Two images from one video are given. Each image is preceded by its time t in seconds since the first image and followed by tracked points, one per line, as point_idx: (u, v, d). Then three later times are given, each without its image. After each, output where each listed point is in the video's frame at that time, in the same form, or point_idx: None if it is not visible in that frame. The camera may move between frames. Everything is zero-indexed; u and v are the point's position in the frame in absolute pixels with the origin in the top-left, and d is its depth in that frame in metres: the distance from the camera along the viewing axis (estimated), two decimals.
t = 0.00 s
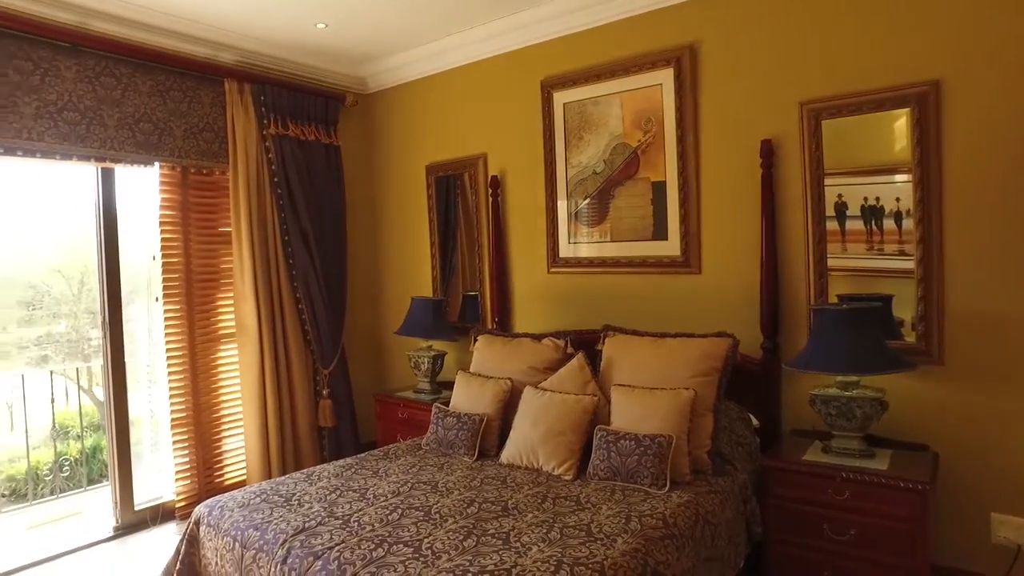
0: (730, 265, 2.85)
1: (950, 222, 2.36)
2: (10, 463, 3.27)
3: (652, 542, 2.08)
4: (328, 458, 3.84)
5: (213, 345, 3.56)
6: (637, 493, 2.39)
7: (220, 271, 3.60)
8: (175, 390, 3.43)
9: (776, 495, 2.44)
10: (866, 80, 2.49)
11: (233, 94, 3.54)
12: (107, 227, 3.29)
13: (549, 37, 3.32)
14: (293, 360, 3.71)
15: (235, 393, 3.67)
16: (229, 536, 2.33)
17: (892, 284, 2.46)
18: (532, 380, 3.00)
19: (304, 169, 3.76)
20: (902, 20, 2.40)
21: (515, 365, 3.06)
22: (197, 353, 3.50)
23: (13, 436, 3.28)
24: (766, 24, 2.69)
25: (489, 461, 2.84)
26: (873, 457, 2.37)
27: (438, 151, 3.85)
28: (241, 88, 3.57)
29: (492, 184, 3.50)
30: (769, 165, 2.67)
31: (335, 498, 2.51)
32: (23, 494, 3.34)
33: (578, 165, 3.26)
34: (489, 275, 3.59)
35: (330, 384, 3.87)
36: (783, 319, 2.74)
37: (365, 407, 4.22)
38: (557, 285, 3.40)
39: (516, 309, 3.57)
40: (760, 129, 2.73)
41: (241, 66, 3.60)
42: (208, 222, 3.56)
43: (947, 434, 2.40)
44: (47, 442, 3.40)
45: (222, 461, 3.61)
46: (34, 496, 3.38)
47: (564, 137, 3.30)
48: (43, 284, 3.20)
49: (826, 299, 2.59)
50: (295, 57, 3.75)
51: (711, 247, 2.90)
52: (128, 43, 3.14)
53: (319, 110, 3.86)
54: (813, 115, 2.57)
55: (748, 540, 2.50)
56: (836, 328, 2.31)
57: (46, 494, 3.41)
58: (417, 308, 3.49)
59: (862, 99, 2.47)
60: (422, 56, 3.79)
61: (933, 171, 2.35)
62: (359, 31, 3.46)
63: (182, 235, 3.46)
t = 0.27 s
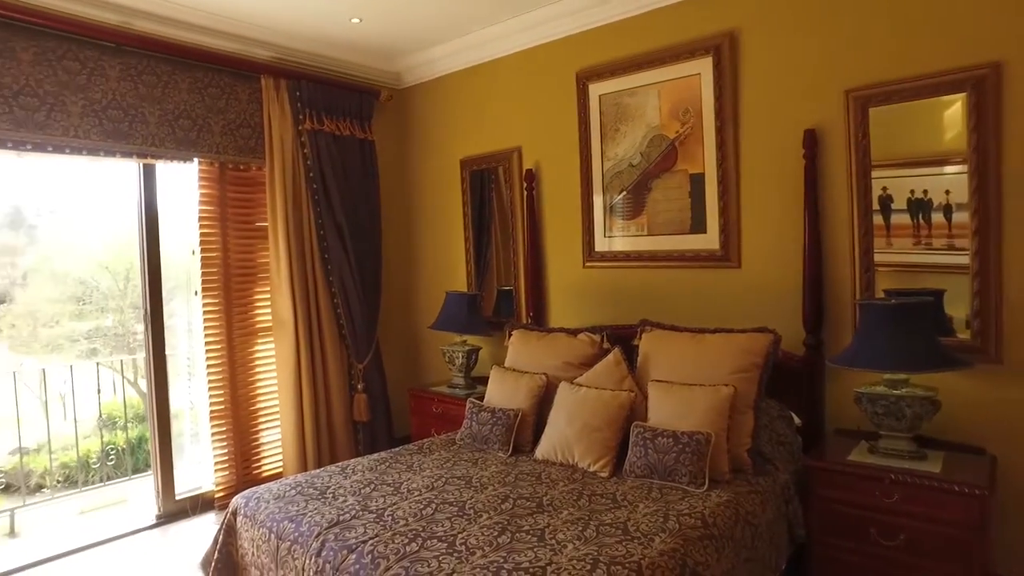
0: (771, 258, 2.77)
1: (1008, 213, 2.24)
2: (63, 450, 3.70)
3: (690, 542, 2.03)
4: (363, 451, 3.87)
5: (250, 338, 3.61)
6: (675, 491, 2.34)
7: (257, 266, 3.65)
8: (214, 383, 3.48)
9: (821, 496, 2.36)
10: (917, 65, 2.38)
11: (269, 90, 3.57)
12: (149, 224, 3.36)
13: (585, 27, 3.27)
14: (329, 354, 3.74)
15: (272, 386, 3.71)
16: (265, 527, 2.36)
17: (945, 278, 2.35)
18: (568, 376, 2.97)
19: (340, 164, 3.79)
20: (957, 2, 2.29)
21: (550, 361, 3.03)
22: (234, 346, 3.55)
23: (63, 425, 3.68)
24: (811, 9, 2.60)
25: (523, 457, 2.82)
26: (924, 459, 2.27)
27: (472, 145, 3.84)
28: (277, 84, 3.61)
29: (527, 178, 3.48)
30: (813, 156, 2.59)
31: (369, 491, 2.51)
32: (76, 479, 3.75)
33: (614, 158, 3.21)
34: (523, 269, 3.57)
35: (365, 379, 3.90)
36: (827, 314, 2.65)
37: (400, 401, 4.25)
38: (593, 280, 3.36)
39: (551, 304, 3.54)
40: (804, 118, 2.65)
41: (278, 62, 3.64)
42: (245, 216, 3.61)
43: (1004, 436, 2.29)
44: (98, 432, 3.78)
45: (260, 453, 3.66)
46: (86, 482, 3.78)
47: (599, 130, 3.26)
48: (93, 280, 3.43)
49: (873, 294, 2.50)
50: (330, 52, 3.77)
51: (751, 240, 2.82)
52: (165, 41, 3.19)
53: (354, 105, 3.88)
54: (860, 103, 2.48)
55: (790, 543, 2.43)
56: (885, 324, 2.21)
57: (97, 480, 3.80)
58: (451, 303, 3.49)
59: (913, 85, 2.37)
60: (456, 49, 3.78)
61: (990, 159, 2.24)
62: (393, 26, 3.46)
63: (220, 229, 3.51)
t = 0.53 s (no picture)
0: (816, 251, 2.68)
1: None
2: (114, 438, 3.83)
3: (731, 543, 1.97)
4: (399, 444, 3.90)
5: (289, 331, 3.66)
6: (715, 490, 2.28)
7: (295, 260, 3.69)
8: (254, 375, 3.54)
9: (869, 498, 2.27)
10: (974, 47, 2.26)
11: (307, 85, 3.61)
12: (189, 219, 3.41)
13: (623, 17, 3.21)
14: (366, 347, 3.78)
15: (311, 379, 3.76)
16: (302, 518, 2.38)
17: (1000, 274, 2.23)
18: (605, 371, 2.95)
19: (377, 159, 3.81)
20: None
21: (587, 356, 3.01)
22: (273, 338, 3.60)
23: (113, 414, 3.81)
24: None
25: (559, 452, 2.80)
26: (981, 462, 2.17)
27: (509, 138, 3.82)
28: (315, 80, 3.65)
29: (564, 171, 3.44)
30: (861, 144, 2.48)
31: (404, 484, 2.52)
32: (126, 467, 3.88)
33: (652, 150, 3.15)
34: (560, 263, 3.54)
35: (402, 372, 3.93)
36: (876, 310, 2.55)
37: (437, 394, 4.27)
38: (631, 274, 3.31)
39: (588, 298, 3.50)
40: (852, 105, 2.54)
41: (315, 58, 3.67)
42: (284, 211, 3.66)
43: None
44: (145, 421, 3.89)
45: (298, 445, 3.72)
46: (134, 470, 3.90)
47: (637, 121, 3.20)
48: (141, 275, 3.52)
49: (925, 289, 2.39)
50: (367, 47, 3.79)
51: (795, 232, 2.73)
52: (202, 39, 3.23)
53: (391, 100, 3.90)
54: (913, 88, 2.37)
55: (836, 546, 2.35)
56: (938, 321, 2.11)
57: (145, 467, 3.91)
58: (487, 297, 3.48)
59: (971, 68, 2.25)
60: (492, 42, 3.76)
61: None
62: (428, 20, 3.46)
63: (259, 224, 3.55)
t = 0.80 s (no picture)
0: (860, 244, 2.60)
1: None
2: (158, 428, 3.93)
3: (770, 542, 1.92)
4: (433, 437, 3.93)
5: (325, 324, 3.71)
6: (753, 488, 2.23)
7: (331, 254, 3.73)
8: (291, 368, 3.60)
9: (915, 501, 2.20)
10: None
11: (342, 80, 3.64)
12: (227, 214, 3.47)
13: (658, 6, 3.16)
14: (401, 341, 3.82)
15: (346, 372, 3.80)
16: (336, 509, 2.40)
17: None
18: (641, 366, 2.92)
19: (411, 154, 3.83)
20: None
21: (622, 350, 2.98)
22: (309, 331, 3.65)
23: (157, 404, 3.91)
24: None
25: (593, 447, 2.78)
26: None
27: (543, 132, 3.80)
28: (350, 75, 3.68)
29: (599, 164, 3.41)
30: (909, 133, 2.39)
31: (438, 477, 2.52)
32: (170, 456, 3.98)
33: (689, 141, 3.09)
34: (595, 257, 3.51)
35: (436, 366, 3.95)
36: (924, 305, 2.46)
37: (471, 388, 4.29)
38: (667, 268, 3.27)
39: (623, 292, 3.47)
40: (899, 93, 2.45)
41: (351, 53, 3.69)
42: (320, 205, 3.69)
43: None
44: (187, 412, 3.98)
45: (334, 437, 3.76)
46: (177, 459, 3.99)
47: (673, 112, 3.14)
48: (184, 269, 3.59)
49: (977, 283, 2.29)
50: (401, 42, 3.80)
51: (838, 224, 2.65)
52: (238, 35, 3.28)
53: (425, 94, 3.91)
54: (965, 73, 2.27)
55: (879, 548, 2.28)
56: (992, 317, 2.01)
57: (187, 457, 4.01)
58: (521, 291, 3.46)
59: None
60: (526, 34, 3.73)
61: None
62: (461, 13, 3.45)
63: (295, 218, 3.60)
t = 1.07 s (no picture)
0: (909, 235, 2.50)
1: None
2: (201, 417, 4.04)
3: (812, 541, 1.87)
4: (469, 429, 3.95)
5: (363, 316, 3.75)
6: (794, 485, 2.18)
7: (369, 246, 3.77)
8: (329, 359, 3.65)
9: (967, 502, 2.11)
10: None
11: (379, 74, 3.66)
12: (267, 208, 3.54)
13: None
14: (437, 333, 3.85)
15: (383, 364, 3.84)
16: (373, 499, 2.43)
17: None
18: (678, 359, 2.88)
19: (448, 146, 3.84)
20: None
21: (659, 343, 2.95)
22: (347, 323, 3.69)
23: (199, 394, 4.01)
24: None
25: (630, 441, 2.75)
26: None
27: (579, 123, 3.77)
28: (387, 69, 3.70)
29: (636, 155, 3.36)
30: (963, 119, 2.29)
31: (473, 469, 2.53)
32: (212, 445, 4.08)
33: (728, 131, 3.02)
34: (632, 250, 3.47)
35: (472, 359, 3.97)
36: (978, 299, 2.36)
37: (506, 381, 4.30)
38: (706, 261, 3.21)
39: (660, 285, 3.43)
40: (952, 77, 2.35)
41: (387, 46, 3.71)
42: (357, 198, 3.73)
43: None
44: (228, 402, 4.07)
45: (370, 428, 3.80)
46: (219, 448, 4.09)
47: (713, 101, 3.08)
48: (224, 262, 3.66)
49: None
50: (437, 35, 3.81)
51: (885, 215, 2.56)
52: (277, 30, 3.33)
53: (461, 86, 3.91)
54: None
55: (927, 550, 2.20)
56: None
57: (229, 445, 4.11)
58: (557, 284, 3.45)
59: None
60: (562, 24, 3.70)
61: None
62: (497, 4, 3.44)
63: (332, 211, 3.64)
